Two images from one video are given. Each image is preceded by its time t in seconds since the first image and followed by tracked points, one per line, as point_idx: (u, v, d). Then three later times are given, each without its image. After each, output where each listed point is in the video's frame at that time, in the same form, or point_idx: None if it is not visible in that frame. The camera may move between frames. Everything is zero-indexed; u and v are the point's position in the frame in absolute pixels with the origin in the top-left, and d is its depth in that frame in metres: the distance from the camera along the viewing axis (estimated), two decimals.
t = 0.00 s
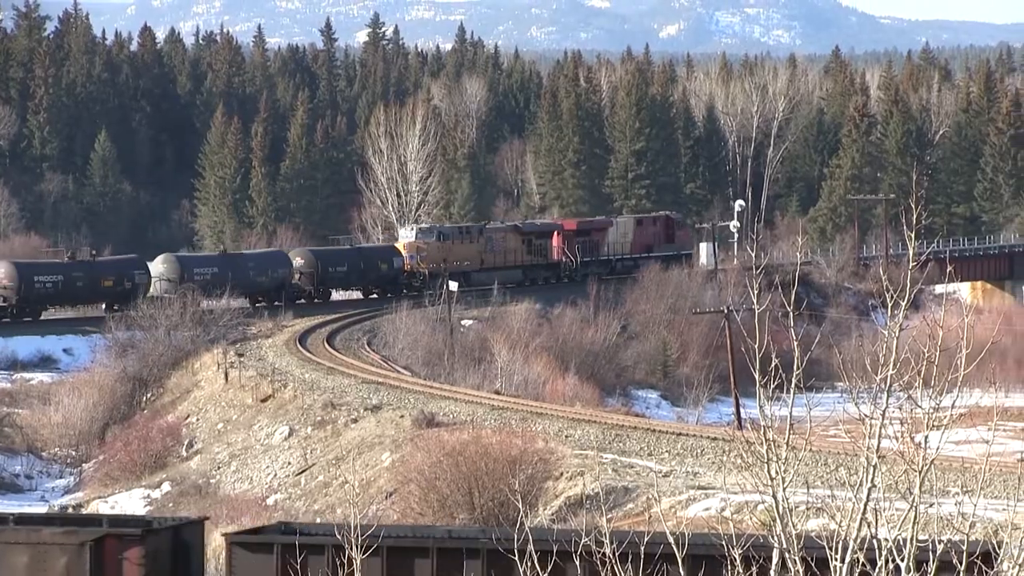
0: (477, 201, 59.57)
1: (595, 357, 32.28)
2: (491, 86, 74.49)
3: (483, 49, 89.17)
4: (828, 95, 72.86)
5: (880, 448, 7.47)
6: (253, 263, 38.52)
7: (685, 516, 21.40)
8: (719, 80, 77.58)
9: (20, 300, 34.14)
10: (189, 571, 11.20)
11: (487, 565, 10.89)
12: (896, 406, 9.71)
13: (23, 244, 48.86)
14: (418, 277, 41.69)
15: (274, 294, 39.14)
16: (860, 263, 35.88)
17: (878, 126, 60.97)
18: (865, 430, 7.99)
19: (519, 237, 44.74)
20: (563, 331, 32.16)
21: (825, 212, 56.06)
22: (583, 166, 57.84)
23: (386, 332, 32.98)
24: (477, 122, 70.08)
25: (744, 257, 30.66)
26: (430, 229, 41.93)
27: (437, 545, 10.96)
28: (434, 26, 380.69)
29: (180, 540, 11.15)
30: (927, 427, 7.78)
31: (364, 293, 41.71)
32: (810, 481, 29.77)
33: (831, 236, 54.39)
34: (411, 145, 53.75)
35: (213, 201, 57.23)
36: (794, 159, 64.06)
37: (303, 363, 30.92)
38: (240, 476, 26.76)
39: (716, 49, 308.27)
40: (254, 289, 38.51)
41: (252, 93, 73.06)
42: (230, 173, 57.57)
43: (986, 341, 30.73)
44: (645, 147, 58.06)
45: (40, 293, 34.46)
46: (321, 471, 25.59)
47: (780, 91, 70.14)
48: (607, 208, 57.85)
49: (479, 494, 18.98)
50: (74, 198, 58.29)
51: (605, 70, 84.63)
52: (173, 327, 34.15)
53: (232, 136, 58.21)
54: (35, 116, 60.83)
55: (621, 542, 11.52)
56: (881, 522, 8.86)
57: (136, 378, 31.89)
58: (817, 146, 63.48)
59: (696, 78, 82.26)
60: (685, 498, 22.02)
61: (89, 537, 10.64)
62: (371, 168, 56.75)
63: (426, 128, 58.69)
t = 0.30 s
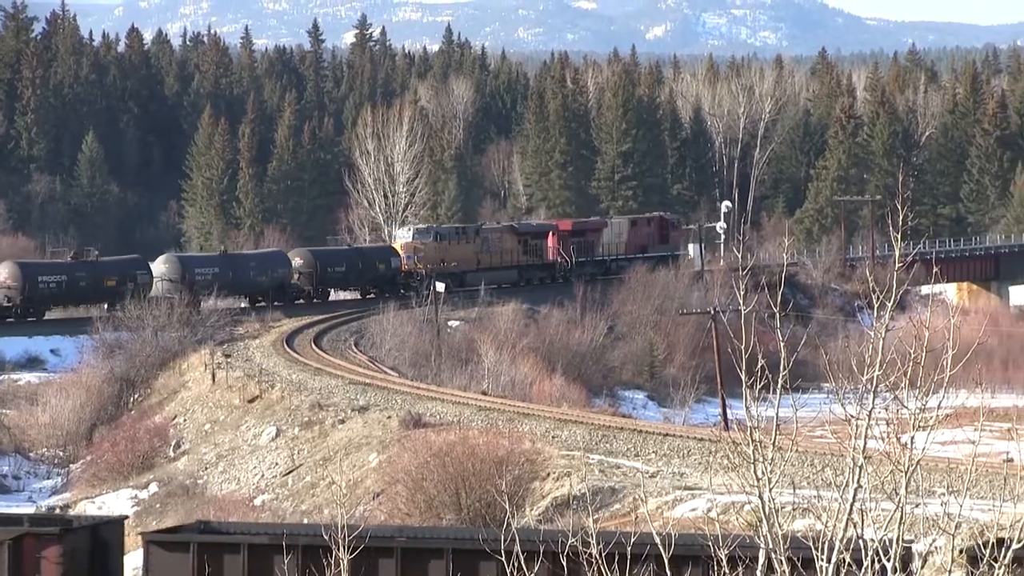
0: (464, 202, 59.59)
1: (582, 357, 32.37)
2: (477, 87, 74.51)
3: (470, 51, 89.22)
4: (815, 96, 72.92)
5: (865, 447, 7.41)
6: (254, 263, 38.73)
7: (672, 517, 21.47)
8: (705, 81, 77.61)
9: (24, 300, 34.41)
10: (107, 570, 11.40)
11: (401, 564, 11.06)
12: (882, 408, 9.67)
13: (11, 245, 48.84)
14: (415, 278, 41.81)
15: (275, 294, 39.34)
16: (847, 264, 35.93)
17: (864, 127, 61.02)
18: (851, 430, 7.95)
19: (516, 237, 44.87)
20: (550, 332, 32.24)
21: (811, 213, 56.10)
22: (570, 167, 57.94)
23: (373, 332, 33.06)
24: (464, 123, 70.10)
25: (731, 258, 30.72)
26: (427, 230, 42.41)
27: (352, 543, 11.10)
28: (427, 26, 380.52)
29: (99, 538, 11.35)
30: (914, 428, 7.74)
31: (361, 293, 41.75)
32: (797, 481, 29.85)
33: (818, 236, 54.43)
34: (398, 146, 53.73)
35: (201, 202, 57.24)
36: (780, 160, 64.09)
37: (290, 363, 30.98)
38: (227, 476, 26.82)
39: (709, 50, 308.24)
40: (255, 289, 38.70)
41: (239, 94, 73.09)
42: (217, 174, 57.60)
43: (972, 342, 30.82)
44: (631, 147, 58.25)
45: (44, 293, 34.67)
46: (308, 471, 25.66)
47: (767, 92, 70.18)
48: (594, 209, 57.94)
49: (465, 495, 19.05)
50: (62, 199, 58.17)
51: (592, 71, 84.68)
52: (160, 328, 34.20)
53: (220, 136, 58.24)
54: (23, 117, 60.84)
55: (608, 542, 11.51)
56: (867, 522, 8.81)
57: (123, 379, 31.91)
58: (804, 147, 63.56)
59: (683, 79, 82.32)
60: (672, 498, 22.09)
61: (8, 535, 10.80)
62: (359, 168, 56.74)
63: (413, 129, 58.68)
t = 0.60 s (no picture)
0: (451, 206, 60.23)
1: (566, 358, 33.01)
2: (464, 92, 75.05)
3: (457, 56, 89.90)
4: (795, 101, 73.61)
5: (843, 448, 7.48)
6: (256, 264, 39.33)
7: (654, 515, 22.07)
8: (686, 87, 78.40)
9: (34, 301, 35.25)
10: (34, 566, 11.70)
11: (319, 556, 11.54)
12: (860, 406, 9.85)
13: (6, 249, 49.37)
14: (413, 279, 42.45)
15: (277, 296, 40.09)
16: (826, 266, 36.56)
17: (843, 131, 61.68)
18: (831, 430, 8.03)
19: (509, 239, 45.55)
20: (535, 333, 32.88)
21: (791, 215, 56.70)
22: (554, 172, 58.48)
23: (361, 333, 33.70)
24: (451, 128, 70.70)
25: (712, 260, 31.33)
26: (424, 231, 42.93)
27: (270, 539, 11.49)
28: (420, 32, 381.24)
29: (26, 534, 11.64)
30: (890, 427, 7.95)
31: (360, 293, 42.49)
32: (777, 479, 30.51)
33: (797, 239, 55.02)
34: (387, 150, 54.29)
35: (192, 205, 57.76)
36: (761, 164, 64.77)
37: (280, 363, 31.58)
38: (218, 474, 27.42)
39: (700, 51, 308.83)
40: (257, 290, 39.33)
41: (230, 99, 73.62)
42: (209, 177, 58.16)
43: (948, 343, 31.42)
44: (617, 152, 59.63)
45: (54, 294, 35.47)
46: (298, 470, 26.28)
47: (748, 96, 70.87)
48: (579, 212, 58.62)
49: (452, 492, 19.67)
50: (56, 203, 59.11)
51: (575, 76, 85.34)
52: (153, 328, 34.82)
53: (211, 141, 58.86)
54: (18, 122, 61.48)
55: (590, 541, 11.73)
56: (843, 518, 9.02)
57: (116, 379, 32.52)
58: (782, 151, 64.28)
59: (665, 84, 83.06)
60: (654, 496, 22.67)
61: None
62: (348, 172, 57.28)
63: (401, 133, 59.25)
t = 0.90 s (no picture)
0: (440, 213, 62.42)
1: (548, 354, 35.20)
2: (452, 105, 77.30)
3: (446, 72, 92.33)
4: (761, 115, 76.02)
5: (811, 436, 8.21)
6: (269, 267, 41.54)
7: (631, 500, 24.10)
8: (661, 101, 80.97)
9: (66, 300, 37.53)
10: None
11: (253, 541, 12.38)
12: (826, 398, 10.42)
13: (23, 253, 51.48)
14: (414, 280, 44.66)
15: (288, 296, 42.24)
16: (791, 269, 38.79)
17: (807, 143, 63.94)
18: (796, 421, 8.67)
19: (503, 243, 47.89)
20: (519, 331, 35.08)
21: (759, 221, 58.78)
22: (538, 180, 61.08)
23: (356, 332, 35.87)
24: (441, 140, 72.96)
25: (685, 263, 33.49)
26: (424, 236, 45.32)
27: (208, 523, 12.39)
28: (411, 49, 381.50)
29: None
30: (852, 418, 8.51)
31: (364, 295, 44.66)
32: (746, 468, 32.60)
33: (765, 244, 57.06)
34: (381, 160, 56.46)
35: (198, 212, 59.82)
36: (730, 173, 67.00)
37: (281, 360, 33.72)
38: (223, 463, 29.54)
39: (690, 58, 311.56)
40: (270, 291, 41.58)
41: (233, 112, 75.69)
42: (214, 186, 60.23)
43: (906, 340, 33.61)
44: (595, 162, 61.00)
45: (83, 294, 37.92)
46: (297, 459, 28.43)
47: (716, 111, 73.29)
48: (561, 219, 60.92)
49: (442, 480, 21.79)
50: (70, 209, 61.24)
51: (558, 91, 87.84)
52: (161, 328, 36.96)
53: (216, 151, 60.58)
54: (35, 133, 63.77)
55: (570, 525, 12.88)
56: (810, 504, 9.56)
57: (128, 374, 34.63)
58: (751, 162, 66.62)
59: (641, 98, 85.66)
60: (631, 484, 24.71)
61: None
62: (343, 181, 59.37)
63: (393, 145, 61.44)
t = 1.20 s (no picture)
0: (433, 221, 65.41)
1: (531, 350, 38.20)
2: (443, 120, 80.40)
3: (439, 90, 95.72)
4: (727, 130, 79.31)
5: (769, 426, 8.30)
6: (285, 269, 45.00)
7: (607, 483, 26.84)
8: (635, 117, 84.47)
9: (101, 300, 41.30)
10: None
11: (202, 520, 11.71)
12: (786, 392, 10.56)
13: (48, 257, 54.40)
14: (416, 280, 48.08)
15: (301, 296, 45.62)
16: (755, 271, 41.86)
17: (769, 157, 67.04)
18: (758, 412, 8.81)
19: (497, 247, 51.27)
20: (504, 329, 38.14)
21: (725, 227, 61.56)
22: (521, 190, 63.95)
23: (355, 330, 38.90)
24: (432, 153, 76.01)
25: (657, 266, 36.44)
26: (425, 240, 48.86)
27: (161, 504, 11.79)
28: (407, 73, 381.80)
29: None
30: (810, 409, 8.75)
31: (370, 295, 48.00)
32: (712, 454, 35.49)
33: (730, 248, 59.83)
34: (377, 171, 59.46)
35: (209, 218, 62.68)
36: (699, 184, 69.82)
37: (285, 355, 36.66)
38: (232, 450, 32.43)
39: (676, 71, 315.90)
40: (286, 291, 44.93)
41: (241, 127, 78.71)
42: (224, 196, 63.02)
43: (859, 336, 36.55)
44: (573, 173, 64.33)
45: (117, 294, 41.71)
46: (300, 446, 31.32)
47: (685, 126, 76.53)
48: (543, 226, 64.09)
49: (432, 466, 24.76)
50: (92, 217, 64.19)
51: (541, 107, 91.34)
52: (175, 325, 39.94)
53: (226, 162, 63.22)
54: (58, 147, 66.96)
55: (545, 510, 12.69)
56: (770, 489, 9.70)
57: (144, 369, 37.54)
58: (716, 172, 69.67)
59: (616, 115, 89.29)
60: (607, 469, 27.43)
61: None
62: (343, 191, 62.21)
63: (389, 158, 64.45)
